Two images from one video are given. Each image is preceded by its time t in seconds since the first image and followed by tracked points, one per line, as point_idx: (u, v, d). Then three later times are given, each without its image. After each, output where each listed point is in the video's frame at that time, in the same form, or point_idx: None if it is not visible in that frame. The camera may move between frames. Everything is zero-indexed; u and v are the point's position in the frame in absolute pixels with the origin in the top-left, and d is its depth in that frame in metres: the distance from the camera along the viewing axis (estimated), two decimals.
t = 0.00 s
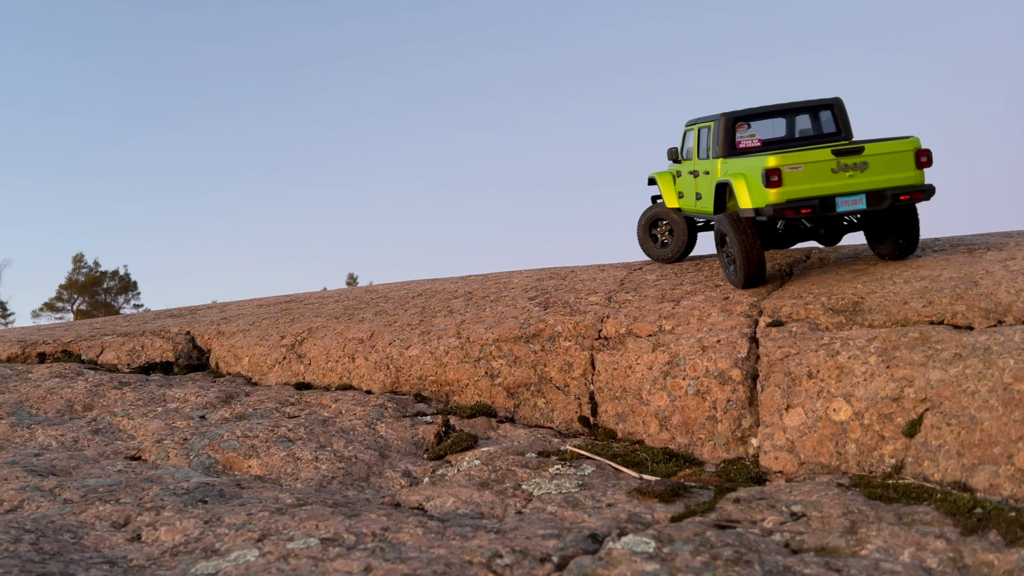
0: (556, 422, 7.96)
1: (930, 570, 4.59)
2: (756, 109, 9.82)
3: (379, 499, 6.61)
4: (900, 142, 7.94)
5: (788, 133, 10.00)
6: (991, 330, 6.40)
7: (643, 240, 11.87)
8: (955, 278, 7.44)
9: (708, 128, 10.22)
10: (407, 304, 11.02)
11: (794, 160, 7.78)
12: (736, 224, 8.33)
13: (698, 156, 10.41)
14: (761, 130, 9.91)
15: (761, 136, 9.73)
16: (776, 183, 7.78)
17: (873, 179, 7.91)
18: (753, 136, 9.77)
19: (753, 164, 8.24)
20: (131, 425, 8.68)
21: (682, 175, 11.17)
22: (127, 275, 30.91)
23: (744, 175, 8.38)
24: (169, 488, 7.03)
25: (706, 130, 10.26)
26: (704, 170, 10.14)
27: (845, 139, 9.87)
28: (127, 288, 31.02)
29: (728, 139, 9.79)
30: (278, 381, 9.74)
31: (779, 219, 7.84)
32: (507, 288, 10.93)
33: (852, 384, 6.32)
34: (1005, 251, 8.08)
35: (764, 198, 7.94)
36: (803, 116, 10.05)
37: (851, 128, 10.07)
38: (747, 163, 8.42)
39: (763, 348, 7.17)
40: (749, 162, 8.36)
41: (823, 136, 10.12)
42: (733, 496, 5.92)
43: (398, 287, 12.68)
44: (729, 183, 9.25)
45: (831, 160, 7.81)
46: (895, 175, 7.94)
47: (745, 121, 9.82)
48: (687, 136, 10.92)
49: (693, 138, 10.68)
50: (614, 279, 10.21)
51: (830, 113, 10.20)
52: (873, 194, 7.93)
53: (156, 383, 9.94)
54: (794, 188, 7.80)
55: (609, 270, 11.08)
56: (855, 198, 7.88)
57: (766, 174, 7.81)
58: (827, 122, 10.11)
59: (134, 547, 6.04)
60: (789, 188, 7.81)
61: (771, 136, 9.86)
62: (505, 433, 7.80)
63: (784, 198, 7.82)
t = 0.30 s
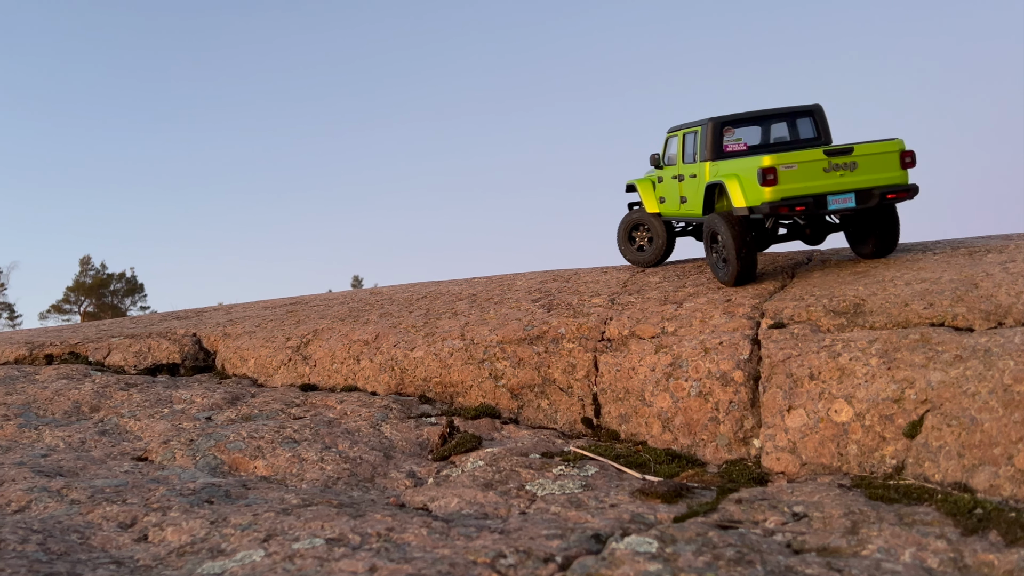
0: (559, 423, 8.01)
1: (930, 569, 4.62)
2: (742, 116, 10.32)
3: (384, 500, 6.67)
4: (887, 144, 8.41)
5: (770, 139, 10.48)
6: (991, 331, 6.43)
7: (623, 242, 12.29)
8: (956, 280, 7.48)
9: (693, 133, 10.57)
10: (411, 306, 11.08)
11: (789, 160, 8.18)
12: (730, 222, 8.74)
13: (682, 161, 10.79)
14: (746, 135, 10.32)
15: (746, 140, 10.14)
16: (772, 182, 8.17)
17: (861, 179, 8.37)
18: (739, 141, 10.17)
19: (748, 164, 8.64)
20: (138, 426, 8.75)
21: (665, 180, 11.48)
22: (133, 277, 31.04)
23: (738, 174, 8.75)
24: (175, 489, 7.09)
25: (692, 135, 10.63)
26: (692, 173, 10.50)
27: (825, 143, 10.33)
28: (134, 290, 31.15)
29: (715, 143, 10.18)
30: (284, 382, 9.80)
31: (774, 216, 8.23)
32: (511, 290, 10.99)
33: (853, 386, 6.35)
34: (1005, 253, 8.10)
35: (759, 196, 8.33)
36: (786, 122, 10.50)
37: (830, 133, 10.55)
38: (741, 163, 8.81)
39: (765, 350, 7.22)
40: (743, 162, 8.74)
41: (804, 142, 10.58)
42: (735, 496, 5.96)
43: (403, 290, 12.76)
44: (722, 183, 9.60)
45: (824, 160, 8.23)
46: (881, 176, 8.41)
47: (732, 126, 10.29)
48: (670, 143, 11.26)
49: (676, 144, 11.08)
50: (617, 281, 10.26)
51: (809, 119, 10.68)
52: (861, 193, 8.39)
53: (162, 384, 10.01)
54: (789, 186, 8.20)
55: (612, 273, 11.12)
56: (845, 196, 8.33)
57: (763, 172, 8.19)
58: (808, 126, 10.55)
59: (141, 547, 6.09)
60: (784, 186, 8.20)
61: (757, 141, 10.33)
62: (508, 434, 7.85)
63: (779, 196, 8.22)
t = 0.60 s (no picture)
0: (563, 424, 8.05)
1: (931, 570, 4.66)
2: (729, 121, 10.47)
3: (389, 501, 6.72)
4: (872, 147, 8.68)
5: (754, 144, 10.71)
6: (991, 333, 6.46)
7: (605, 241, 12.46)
8: (956, 282, 7.51)
9: (681, 139, 10.81)
10: (416, 308, 11.14)
11: (778, 163, 8.46)
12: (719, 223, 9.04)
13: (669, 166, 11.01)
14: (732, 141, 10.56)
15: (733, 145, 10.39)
16: (763, 183, 8.44)
17: (847, 182, 8.64)
18: (726, 145, 10.42)
19: (739, 167, 8.91)
20: (144, 428, 8.82)
21: (650, 185, 11.71)
22: (140, 279, 31.19)
23: (730, 177, 9.01)
24: (182, 490, 7.15)
25: (679, 140, 10.85)
26: (680, 177, 10.70)
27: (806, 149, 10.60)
28: (141, 292, 31.29)
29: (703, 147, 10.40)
30: (289, 384, 9.87)
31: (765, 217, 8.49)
32: (515, 292, 11.04)
33: (854, 387, 6.39)
34: (1005, 256, 8.13)
35: (751, 197, 8.59)
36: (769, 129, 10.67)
37: (813, 139, 10.81)
38: (732, 167, 9.08)
39: (767, 351, 7.26)
40: (734, 167, 9.01)
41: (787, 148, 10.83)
42: (737, 497, 6.01)
43: (408, 292, 12.82)
44: (713, 187, 9.84)
45: (812, 163, 8.51)
46: (867, 178, 8.68)
47: (719, 131, 10.43)
48: (658, 150, 11.47)
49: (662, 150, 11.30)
50: (620, 284, 10.31)
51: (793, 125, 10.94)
52: (847, 195, 8.66)
53: (169, 386, 10.08)
54: (779, 188, 8.47)
55: (616, 275, 11.17)
56: (832, 199, 8.60)
57: (754, 174, 8.46)
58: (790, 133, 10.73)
59: (148, 547, 6.15)
60: (774, 188, 8.47)
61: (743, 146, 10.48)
62: (512, 435, 7.90)
63: (770, 198, 8.48)
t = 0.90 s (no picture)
0: (566, 425, 8.11)
1: (932, 570, 4.69)
2: (715, 128, 10.64)
3: (393, 501, 6.77)
4: (855, 152, 9.01)
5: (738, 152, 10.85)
6: (991, 335, 6.49)
7: (592, 247, 12.66)
8: (957, 284, 7.55)
9: (665, 146, 10.96)
10: (420, 310, 11.20)
11: (770, 164, 8.68)
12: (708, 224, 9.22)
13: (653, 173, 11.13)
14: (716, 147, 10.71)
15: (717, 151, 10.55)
16: (756, 183, 8.63)
17: (832, 184, 8.92)
18: (711, 151, 10.58)
19: (728, 169, 9.12)
20: (151, 429, 8.89)
21: (632, 192, 11.80)
22: (146, 282, 31.37)
23: (718, 179, 9.20)
24: (188, 490, 7.22)
25: (664, 146, 10.99)
26: (665, 183, 10.84)
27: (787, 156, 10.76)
28: (147, 294, 31.46)
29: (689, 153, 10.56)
30: (295, 385, 9.94)
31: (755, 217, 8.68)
32: (519, 294, 11.10)
33: (856, 388, 6.43)
34: (1006, 258, 8.15)
35: (742, 197, 8.77)
36: (752, 137, 10.89)
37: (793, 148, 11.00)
38: (721, 169, 9.29)
39: (769, 353, 7.29)
40: (723, 169, 9.21)
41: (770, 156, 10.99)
42: (739, 497, 6.06)
43: (412, 294, 12.89)
44: (701, 189, 10.03)
45: (801, 165, 8.76)
46: (851, 182, 8.98)
47: (706, 137, 10.58)
48: (641, 157, 11.61)
49: (646, 157, 11.45)
50: (624, 286, 10.36)
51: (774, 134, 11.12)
52: (832, 197, 8.93)
53: (175, 387, 10.16)
54: (769, 188, 8.68)
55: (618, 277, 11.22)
56: (818, 200, 8.86)
57: (747, 175, 8.65)
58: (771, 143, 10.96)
59: (155, 547, 6.21)
60: (765, 189, 8.68)
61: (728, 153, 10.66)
62: (516, 436, 7.96)
63: (761, 198, 8.68)
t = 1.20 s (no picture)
0: (570, 427, 8.16)
1: (933, 569, 4.73)
2: (700, 134, 10.79)
3: (398, 502, 6.82)
4: (836, 158, 9.34)
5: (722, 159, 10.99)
6: (991, 337, 6.52)
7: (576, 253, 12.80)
8: (957, 286, 7.58)
9: (650, 152, 11.14)
10: (425, 312, 11.27)
11: (756, 167, 8.98)
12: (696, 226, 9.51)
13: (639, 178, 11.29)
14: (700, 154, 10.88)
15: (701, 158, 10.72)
16: (742, 186, 8.90)
17: (815, 188, 9.21)
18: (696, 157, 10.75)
19: (715, 172, 9.40)
20: (157, 430, 8.96)
21: (618, 198, 11.92)
22: (152, 284, 31.53)
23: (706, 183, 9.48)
24: (194, 491, 7.29)
25: (650, 153, 11.14)
26: (651, 188, 11.00)
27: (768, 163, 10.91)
28: (153, 296, 31.62)
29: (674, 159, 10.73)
30: (300, 387, 10.00)
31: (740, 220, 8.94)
32: (522, 296, 11.15)
33: (857, 390, 6.47)
34: (1006, 260, 8.18)
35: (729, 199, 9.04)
36: (733, 144, 11.06)
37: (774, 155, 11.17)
38: (708, 173, 9.57)
39: (771, 355, 7.33)
40: (710, 173, 9.49)
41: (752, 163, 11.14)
42: (741, 498, 6.10)
43: (416, 296, 12.95)
44: (689, 193, 10.23)
45: (786, 169, 9.06)
46: (832, 186, 9.29)
47: (693, 144, 10.73)
48: (626, 163, 11.77)
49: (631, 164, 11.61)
50: (627, 288, 10.40)
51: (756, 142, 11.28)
52: (815, 200, 9.22)
53: (181, 389, 10.23)
54: (755, 191, 8.96)
55: (621, 279, 11.27)
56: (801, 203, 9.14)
57: (734, 177, 8.93)
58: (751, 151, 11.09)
59: (161, 547, 6.27)
60: (751, 191, 8.96)
61: (714, 159, 10.81)
62: (520, 437, 8.00)
63: (747, 200, 8.95)
